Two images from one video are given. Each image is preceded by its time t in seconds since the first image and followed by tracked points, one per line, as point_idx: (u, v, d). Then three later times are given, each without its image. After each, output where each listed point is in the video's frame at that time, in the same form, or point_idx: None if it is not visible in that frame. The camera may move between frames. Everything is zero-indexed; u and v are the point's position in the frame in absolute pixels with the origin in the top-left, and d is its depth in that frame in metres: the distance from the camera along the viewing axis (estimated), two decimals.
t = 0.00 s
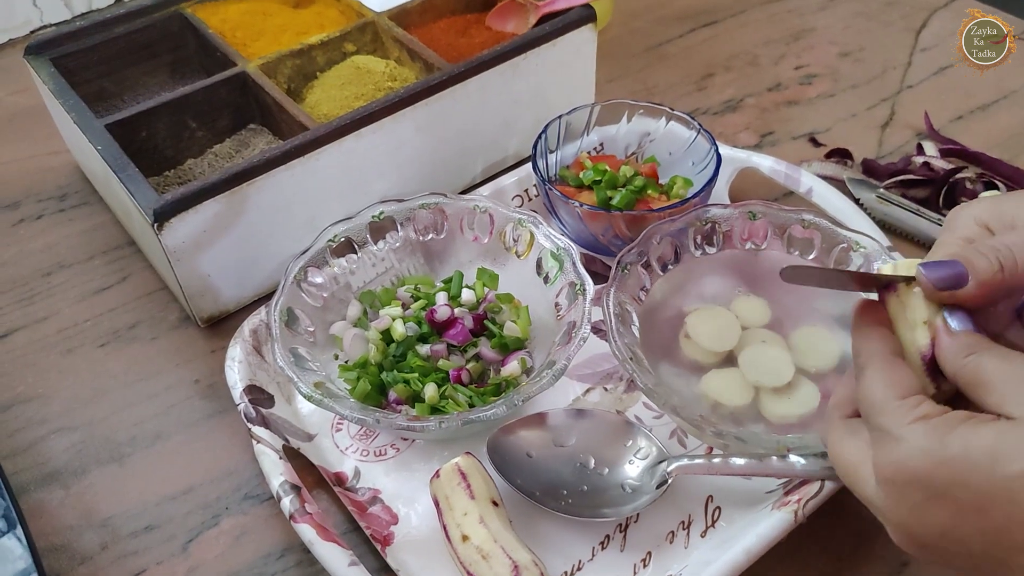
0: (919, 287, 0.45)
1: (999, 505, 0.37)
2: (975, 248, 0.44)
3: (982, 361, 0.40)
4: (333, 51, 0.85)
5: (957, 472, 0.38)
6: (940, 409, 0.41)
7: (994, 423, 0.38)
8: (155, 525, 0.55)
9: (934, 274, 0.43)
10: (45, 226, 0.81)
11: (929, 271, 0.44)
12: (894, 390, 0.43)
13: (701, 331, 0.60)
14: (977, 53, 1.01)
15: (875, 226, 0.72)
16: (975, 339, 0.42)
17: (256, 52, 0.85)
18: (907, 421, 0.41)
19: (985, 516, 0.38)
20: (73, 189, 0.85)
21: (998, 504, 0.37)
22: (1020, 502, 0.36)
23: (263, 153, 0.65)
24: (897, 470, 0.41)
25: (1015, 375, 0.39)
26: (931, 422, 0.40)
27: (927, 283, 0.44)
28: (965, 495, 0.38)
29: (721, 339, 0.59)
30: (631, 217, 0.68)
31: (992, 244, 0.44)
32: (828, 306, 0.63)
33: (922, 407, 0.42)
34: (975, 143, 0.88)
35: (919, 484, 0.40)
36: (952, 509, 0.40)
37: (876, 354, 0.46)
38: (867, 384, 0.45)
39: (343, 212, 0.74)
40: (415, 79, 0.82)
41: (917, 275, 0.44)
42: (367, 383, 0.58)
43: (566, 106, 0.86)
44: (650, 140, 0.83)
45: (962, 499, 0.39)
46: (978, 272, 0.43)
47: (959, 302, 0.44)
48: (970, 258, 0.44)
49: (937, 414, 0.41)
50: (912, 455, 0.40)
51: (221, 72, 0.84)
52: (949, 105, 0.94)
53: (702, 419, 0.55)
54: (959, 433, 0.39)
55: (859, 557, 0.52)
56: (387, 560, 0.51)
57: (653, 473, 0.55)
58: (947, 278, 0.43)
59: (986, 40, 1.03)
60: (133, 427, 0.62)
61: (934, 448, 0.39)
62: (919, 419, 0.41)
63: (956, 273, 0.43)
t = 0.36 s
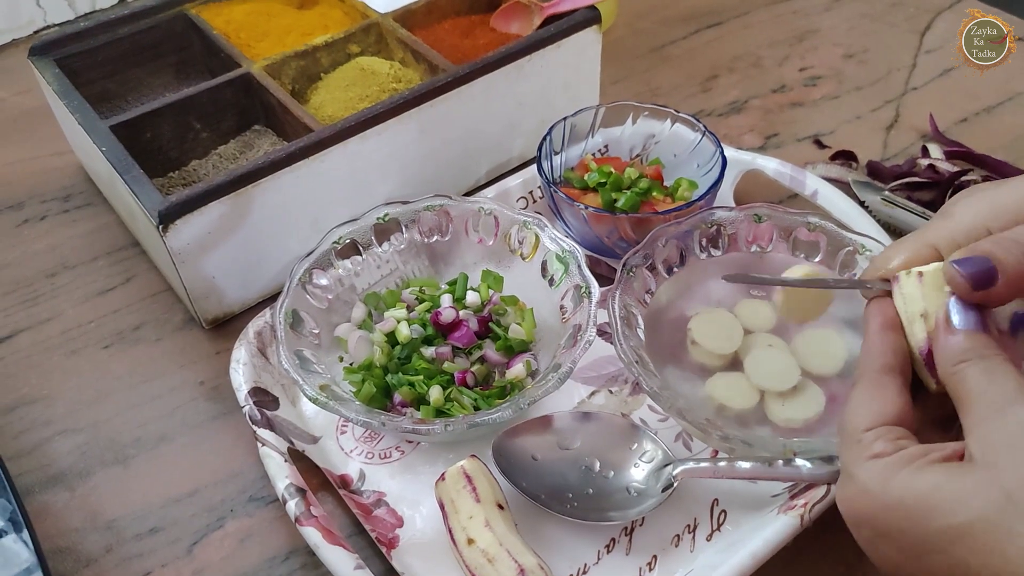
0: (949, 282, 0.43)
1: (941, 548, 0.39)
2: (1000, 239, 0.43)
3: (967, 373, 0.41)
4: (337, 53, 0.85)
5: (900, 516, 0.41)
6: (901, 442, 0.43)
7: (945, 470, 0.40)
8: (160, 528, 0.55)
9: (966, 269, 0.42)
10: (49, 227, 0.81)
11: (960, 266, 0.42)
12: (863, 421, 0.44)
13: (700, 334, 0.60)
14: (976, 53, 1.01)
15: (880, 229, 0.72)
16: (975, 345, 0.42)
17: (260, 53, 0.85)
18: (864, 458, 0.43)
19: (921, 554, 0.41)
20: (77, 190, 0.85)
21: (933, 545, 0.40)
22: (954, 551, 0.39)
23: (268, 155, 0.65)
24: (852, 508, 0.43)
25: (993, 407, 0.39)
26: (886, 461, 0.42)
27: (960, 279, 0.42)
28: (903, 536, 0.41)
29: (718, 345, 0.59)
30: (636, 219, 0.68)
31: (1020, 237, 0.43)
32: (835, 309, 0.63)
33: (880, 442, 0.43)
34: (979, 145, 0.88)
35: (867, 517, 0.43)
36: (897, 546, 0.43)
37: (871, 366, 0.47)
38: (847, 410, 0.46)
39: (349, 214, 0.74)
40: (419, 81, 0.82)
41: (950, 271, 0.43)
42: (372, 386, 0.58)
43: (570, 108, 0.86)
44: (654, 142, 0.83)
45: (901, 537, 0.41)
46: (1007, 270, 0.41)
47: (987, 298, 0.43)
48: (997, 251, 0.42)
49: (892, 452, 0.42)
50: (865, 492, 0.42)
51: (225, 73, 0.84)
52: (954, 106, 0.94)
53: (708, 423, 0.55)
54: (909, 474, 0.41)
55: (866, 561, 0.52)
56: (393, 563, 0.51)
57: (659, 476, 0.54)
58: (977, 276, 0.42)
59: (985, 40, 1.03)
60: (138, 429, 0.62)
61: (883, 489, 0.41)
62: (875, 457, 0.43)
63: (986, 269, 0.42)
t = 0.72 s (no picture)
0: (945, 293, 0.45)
1: (985, 520, 0.38)
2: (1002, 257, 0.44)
3: (991, 375, 0.41)
4: (340, 49, 0.85)
5: (945, 483, 0.39)
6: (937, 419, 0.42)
7: (988, 440, 0.39)
8: (160, 525, 0.55)
9: (963, 282, 0.43)
10: (50, 223, 0.81)
11: (956, 280, 0.44)
12: (895, 397, 0.43)
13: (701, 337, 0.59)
14: (977, 52, 1.01)
15: (885, 227, 0.71)
16: (986, 352, 0.43)
17: (262, 50, 0.85)
18: (901, 429, 0.42)
19: (963, 529, 0.39)
20: (78, 186, 0.85)
21: (978, 517, 0.38)
22: (1001, 522, 0.37)
23: (270, 151, 0.65)
24: (888, 477, 0.42)
25: None
26: (925, 432, 0.41)
27: (954, 290, 0.44)
28: (945, 508, 0.40)
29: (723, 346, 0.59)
30: (639, 216, 0.68)
31: (1023, 256, 0.44)
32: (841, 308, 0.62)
33: (916, 416, 0.42)
34: (984, 144, 0.87)
35: (905, 488, 0.41)
36: (932, 520, 0.41)
37: (886, 355, 0.46)
38: (872, 389, 0.45)
39: (351, 211, 0.73)
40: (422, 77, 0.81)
41: (946, 281, 0.44)
42: (374, 383, 0.57)
43: (574, 105, 0.85)
44: (658, 139, 0.82)
45: (944, 509, 0.40)
46: (1003, 288, 0.43)
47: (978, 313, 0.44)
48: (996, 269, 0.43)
49: (929, 425, 0.42)
50: (903, 461, 0.41)
51: (227, 69, 0.83)
52: (958, 105, 0.93)
53: (713, 421, 0.54)
54: (950, 444, 0.40)
55: (870, 561, 0.52)
56: (395, 562, 0.51)
57: (663, 475, 0.54)
58: (972, 290, 0.43)
59: (986, 39, 1.02)
60: (138, 426, 0.62)
61: (924, 457, 0.40)
62: (913, 429, 0.42)
63: (982, 284, 0.43)
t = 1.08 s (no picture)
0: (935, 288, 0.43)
1: (961, 548, 0.37)
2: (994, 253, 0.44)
3: (953, 386, 0.39)
4: (340, 48, 0.85)
5: (915, 519, 0.38)
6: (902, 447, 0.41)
7: (952, 469, 0.38)
8: (160, 523, 0.55)
9: (954, 276, 0.42)
10: (51, 222, 0.81)
11: (947, 271, 0.42)
12: (859, 430, 0.42)
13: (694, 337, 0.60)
14: (976, 53, 1.01)
15: (883, 227, 0.72)
16: (950, 361, 0.41)
17: (263, 49, 0.86)
18: (867, 466, 0.41)
19: (939, 555, 0.39)
20: (79, 184, 0.85)
21: (954, 544, 0.38)
22: (975, 551, 0.37)
23: (271, 151, 0.65)
24: (861, 517, 0.41)
25: (984, 413, 0.38)
26: (890, 467, 0.40)
27: (946, 285, 0.42)
28: (920, 539, 0.39)
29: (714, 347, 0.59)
30: (638, 216, 0.68)
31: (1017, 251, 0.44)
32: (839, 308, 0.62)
33: (880, 449, 0.41)
34: (983, 145, 0.88)
35: (880, 524, 0.40)
36: (912, 547, 0.40)
37: (853, 383, 0.45)
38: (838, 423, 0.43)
39: (351, 210, 0.74)
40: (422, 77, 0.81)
41: (937, 276, 0.43)
42: (374, 382, 0.57)
43: (573, 106, 0.86)
44: (657, 140, 0.83)
45: (920, 540, 0.39)
46: (995, 279, 0.42)
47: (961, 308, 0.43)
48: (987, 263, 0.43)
49: (895, 457, 0.40)
50: (873, 501, 0.40)
51: (228, 68, 0.84)
52: (957, 106, 0.93)
53: (711, 421, 0.55)
54: (916, 476, 0.39)
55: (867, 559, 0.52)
56: (393, 560, 0.51)
57: (661, 474, 0.54)
58: (963, 282, 0.42)
59: (986, 40, 1.02)
60: (139, 424, 0.62)
61: (893, 496, 0.39)
62: (879, 464, 0.40)
63: (973, 276, 0.42)
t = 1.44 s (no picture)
0: (933, 273, 0.45)
1: (969, 513, 0.38)
2: (995, 238, 0.44)
3: (975, 357, 0.42)
4: (342, 50, 0.85)
5: (925, 479, 0.40)
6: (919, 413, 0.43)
7: (966, 434, 0.39)
8: (162, 523, 0.56)
9: (951, 262, 0.43)
10: (54, 222, 0.81)
11: (944, 258, 0.44)
12: (879, 394, 0.44)
13: (693, 340, 0.60)
14: (976, 53, 1.02)
15: (882, 230, 0.72)
16: (972, 334, 0.43)
17: (265, 51, 0.86)
18: (883, 427, 0.43)
19: (944, 523, 0.40)
20: (82, 185, 0.85)
21: (961, 511, 0.39)
22: (982, 514, 0.38)
23: (273, 152, 0.65)
24: (872, 476, 0.42)
25: (1007, 378, 0.40)
26: (906, 429, 0.42)
27: (943, 270, 0.44)
28: (928, 505, 0.40)
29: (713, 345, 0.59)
30: (639, 218, 0.68)
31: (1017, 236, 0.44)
32: (838, 310, 0.63)
33: (899, 412, 0.43)
34: (982, 147, 0.88)
35: (889, 486, 0.42)
36: (919, 516, 0.41)
37: (876, 349, 0.48)
38: (860, 386, 0.46)
39: (352, 212, 0.74)
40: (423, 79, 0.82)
41: (934, 261, 0.44)
42: (375, 383, 0.58)
43: (574, 107, 0.86)
44: (658, 142, 0.83)
45: (928, 504, 0.40)
46: (992, 265, 0.43)
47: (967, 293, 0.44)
48: (985, 249, 0.44)
49: (913, 421, 0.42)
50: (885, 460, 0.41)
51: (230, 70, 0.84)
52: (957, 108, 0.94)
53: (710, 422, 0.55)
54: (930, 439, 0.40)
55: (865, 560, 0.52)
56: (394, 561, 0.51)
57: (661, 475, 0.55)
58: (960, 267, 0.43)
59: (986, 40, 1.03)
60: (141, 425, 0.62)
61: (906, 455, 0.41)
62: (894, 426, 0.42)
63: (969, 263, 0.43)
